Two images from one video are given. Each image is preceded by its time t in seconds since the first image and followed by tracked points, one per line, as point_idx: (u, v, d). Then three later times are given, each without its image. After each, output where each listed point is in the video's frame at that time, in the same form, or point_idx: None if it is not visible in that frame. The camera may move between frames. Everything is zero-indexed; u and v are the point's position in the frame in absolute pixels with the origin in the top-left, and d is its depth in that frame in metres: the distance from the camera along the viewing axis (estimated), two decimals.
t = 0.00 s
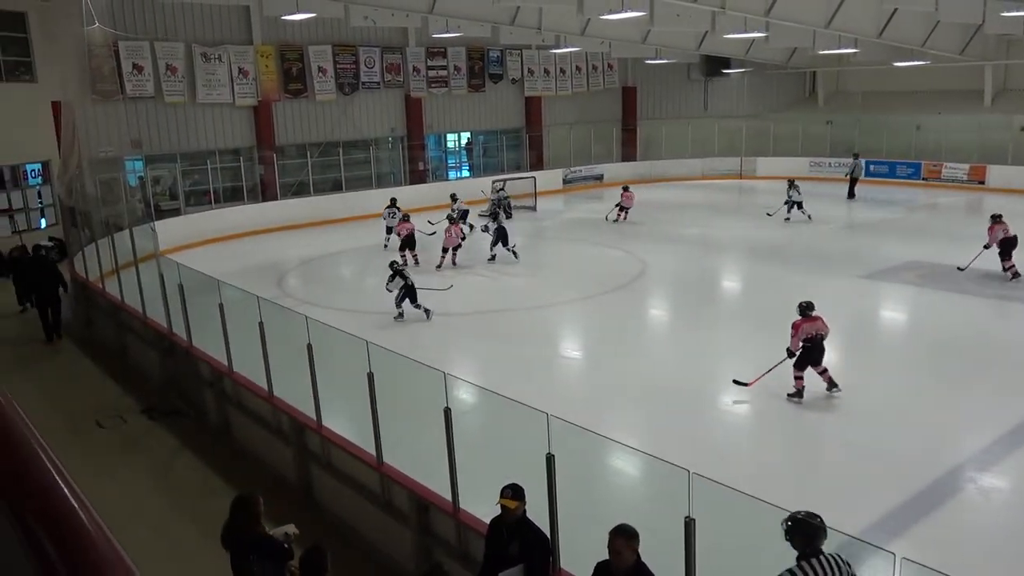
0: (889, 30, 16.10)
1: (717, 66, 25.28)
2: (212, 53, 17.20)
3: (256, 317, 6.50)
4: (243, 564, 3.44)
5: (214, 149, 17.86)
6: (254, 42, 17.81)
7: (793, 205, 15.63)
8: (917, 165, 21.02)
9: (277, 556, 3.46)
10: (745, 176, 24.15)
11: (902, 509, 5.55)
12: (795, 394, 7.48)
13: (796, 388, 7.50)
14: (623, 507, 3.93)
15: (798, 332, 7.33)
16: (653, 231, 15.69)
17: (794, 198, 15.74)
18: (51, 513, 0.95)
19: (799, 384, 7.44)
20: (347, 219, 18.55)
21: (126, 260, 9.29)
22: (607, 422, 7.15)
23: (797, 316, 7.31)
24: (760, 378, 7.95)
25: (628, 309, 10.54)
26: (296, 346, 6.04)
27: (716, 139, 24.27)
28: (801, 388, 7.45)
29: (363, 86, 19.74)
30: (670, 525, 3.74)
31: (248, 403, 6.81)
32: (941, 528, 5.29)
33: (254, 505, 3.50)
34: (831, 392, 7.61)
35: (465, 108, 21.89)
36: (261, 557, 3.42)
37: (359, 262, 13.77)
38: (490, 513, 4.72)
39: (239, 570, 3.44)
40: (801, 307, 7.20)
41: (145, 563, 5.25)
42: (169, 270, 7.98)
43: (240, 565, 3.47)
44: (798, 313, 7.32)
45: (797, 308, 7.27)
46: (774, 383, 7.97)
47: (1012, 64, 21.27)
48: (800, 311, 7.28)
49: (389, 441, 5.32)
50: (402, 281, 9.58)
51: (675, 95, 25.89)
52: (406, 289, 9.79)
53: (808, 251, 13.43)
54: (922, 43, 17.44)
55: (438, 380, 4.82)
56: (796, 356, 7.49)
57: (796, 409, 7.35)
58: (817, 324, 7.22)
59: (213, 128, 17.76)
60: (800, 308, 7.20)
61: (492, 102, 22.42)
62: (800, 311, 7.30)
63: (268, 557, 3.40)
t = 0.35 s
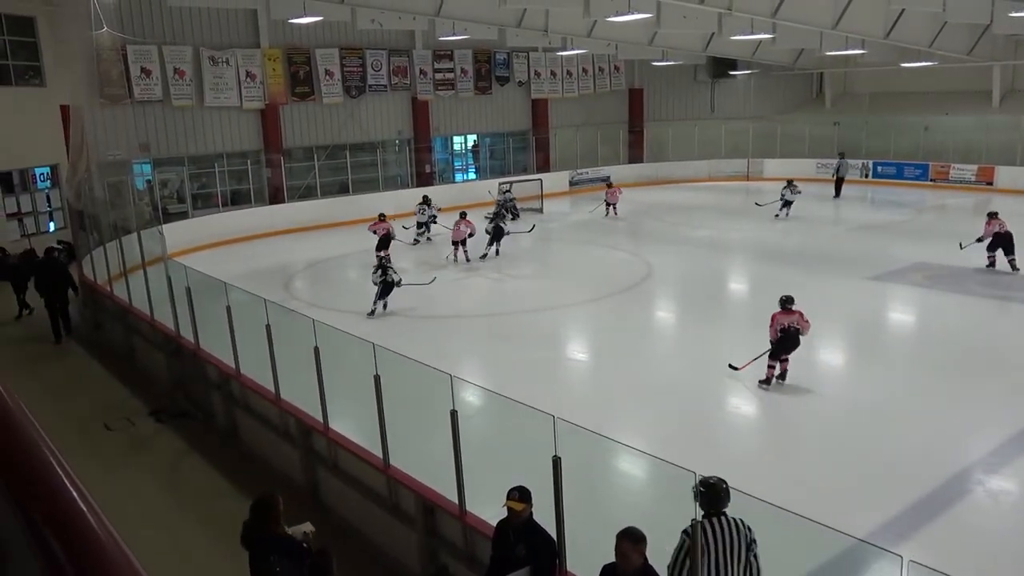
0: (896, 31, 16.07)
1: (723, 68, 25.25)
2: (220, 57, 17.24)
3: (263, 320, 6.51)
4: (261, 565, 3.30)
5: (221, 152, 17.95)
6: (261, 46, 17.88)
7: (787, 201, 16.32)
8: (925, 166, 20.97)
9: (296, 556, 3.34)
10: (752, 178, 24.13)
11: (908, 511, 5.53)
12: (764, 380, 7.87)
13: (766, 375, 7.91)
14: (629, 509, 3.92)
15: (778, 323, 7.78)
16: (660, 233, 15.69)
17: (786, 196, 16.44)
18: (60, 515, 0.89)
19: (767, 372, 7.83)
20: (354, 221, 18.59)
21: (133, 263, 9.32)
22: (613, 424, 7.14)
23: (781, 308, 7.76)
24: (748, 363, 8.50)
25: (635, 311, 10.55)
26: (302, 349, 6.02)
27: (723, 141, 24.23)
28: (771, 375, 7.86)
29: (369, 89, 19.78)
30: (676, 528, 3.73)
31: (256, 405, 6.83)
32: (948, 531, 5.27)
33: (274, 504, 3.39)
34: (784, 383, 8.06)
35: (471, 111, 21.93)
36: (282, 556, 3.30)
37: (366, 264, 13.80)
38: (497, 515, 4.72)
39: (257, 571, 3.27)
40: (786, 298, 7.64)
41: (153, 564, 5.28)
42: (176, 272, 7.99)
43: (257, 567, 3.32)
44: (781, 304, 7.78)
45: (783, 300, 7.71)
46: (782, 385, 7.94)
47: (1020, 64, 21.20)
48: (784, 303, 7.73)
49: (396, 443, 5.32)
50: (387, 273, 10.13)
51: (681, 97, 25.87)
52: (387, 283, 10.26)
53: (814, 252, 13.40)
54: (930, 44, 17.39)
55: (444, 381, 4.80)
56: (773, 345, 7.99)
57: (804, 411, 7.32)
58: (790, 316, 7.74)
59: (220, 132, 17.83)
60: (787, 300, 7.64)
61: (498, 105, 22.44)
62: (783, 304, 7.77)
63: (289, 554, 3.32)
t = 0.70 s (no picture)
0: (895, 34, 16.08)
1: (722, 71, 25.27)
2: (220, 59, 17.25)
3: (262, 323, 6.49)
4: (274, 565, 3.29)
5: (221, 154, 17.96)
6: (261, 48, 17.88)
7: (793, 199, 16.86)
8: (924, 169, 20.99)
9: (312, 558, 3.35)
10: (751, 180, 24.14)
11: (909, 514, 5.52)
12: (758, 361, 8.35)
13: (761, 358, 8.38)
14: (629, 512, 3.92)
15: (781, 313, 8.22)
16: (660, 235, 15.70)
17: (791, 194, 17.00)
18: (61, 518, 0.89)
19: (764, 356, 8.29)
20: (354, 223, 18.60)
21: (133, 265, 9.32)
22: (614, 426, 7.14)
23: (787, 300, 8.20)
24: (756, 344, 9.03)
25: (635, 313, 10.56)
26: (302, 352, 6.00)
27: (722, 143, 24.23)
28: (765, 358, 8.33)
29: (369, 91, 19.77)
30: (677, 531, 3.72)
31: (256, 407, 6.83)
32: (947, 534, 5.26)
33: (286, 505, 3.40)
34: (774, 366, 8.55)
35: (471, 113, 21.94)
36: (294, 556, 3.30)
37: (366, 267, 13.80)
38: (496, 518, 4.72)
39: (269, 571, 3.27)
40: (795, 292, 8.07)
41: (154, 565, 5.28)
42: (176, 274, 7.98)
43: (270, 567, 3.31)
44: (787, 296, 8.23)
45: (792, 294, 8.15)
46: (782, 388, 7.93)
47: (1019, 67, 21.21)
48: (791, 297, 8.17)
49: (396, 446, 5.32)
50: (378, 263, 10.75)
51: (680, 100, 25.87)
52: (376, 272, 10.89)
53: (814, 255, 13.40)
54: (929, 47, 17.41)
55: (444, 385, 4.78)
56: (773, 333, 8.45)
57: (805, 414, 7.31)
58: (792, 308, 8.14)
59: (220, 134, 17.83)
60: (795, 293, 8.07)
61: (498, 107, 22.46)
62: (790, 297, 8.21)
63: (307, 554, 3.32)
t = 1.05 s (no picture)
0: (889, 37, 16.12)
1: (717, 73, 25.31)
2: (214, 61, 17.22)
3: (257, 325, 6.47)
4: (267, 565, 3.28)
5: (215, 156, 17.92)
6: (256, 50, 17.86)
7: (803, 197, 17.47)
8: (918, 171, 21.06)
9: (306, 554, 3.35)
10: (746, 182, 24.20)
11: (904, 515, 5.53)
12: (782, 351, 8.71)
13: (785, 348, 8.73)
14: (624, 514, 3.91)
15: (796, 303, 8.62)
16: (655, 237, 15.72)
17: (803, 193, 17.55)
18: (53, 520, 0.88)
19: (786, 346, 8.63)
20: (349, 226, 18.58)
21: (127, 267, 9.29)
22: (609, 428, 7.14)
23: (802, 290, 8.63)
24: (780, 332, 9.44)
25: (630, 315, 10.57)
26: (297, 354, 5.99)
27: (717, 145, 24.25)
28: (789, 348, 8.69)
29: (364, 93, 19.78)
30: (673, 533, 3.72)
31: (251, 409, 6.81)
32: (942, 535, 5.27)
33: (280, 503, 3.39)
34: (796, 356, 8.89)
35: (466, 115, 21.95)
36: (286, 556, 3.27)
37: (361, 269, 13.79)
38: (492, 520, 4.72)
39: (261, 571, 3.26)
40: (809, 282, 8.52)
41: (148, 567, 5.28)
42: (170, 276, 7.95)
43: (263, 567, 3.31)
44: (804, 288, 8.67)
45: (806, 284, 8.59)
46: (777, 389, 7.94)
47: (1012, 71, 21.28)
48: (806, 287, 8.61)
49: (391, 448, 5.31)
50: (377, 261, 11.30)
51: (676, 102, 25.92)
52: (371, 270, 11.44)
53: (809, 257, 13.42)
54: (923, 49, 17.47)
55: (439, 387, 4.77)
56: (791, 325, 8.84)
57: (799, 415, 7.32)
58: (806, 298, 8.53)
59: (214, 136, 17.79)
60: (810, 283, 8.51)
61: (492, 109, 22.47)
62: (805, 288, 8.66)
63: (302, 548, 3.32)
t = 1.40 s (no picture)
0: (876, 39, 16.21)
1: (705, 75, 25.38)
2: (201, 62, 17.16)
3: (244, 327, 6.44)
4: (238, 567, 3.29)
5: (202, 158, 17.81)
6: (243, 51, 17.79)
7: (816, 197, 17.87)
8: (904, 173, 21.17)
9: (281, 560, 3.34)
10: (734, 184, 24.28)
11: (892, 516, 5.55)
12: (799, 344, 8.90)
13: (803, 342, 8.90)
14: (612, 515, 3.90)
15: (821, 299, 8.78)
16: (643, 239, 15.75)
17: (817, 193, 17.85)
18: (31, 522, 0.88)
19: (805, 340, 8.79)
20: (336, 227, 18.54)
21: (112, 270, 9.22)
22: (597, 430, 7.14)
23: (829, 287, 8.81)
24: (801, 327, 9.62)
25: (618, 316, 10.57)
26: (284, 355, 5.96)
27: (705, 147, 24.30)
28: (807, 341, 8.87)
29: (352, 95, 19.75)
30: (663, 532, 3.73)
31: (239, 412, 6.77)
32: (929, 535, 5.28)
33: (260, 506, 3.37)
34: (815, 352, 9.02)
35: (454, 117, 21.93)
36: (257, 559, 3.28)
37: (349, 271, 13.75)
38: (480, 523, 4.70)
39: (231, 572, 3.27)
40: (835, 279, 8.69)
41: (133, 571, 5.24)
42: (156, 278, 7.89)
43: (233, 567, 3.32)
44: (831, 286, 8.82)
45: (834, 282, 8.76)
46: (764, 391, 7.96)
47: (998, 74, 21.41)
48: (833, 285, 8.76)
49: (380, 450, 5.28)
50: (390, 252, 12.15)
51: (664, 104, 25.98)
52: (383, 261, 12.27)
53: (796, 258, 13.48)
54: (908, 52, 17.58)
55: (427, 388, 4.75)
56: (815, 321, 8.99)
57: (787, 417, 7.34)
58: (830, 295, 8.68)
59: (201, 137, 17.70)
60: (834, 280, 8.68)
61: (480, 111, 22.46)
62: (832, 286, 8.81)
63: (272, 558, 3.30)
